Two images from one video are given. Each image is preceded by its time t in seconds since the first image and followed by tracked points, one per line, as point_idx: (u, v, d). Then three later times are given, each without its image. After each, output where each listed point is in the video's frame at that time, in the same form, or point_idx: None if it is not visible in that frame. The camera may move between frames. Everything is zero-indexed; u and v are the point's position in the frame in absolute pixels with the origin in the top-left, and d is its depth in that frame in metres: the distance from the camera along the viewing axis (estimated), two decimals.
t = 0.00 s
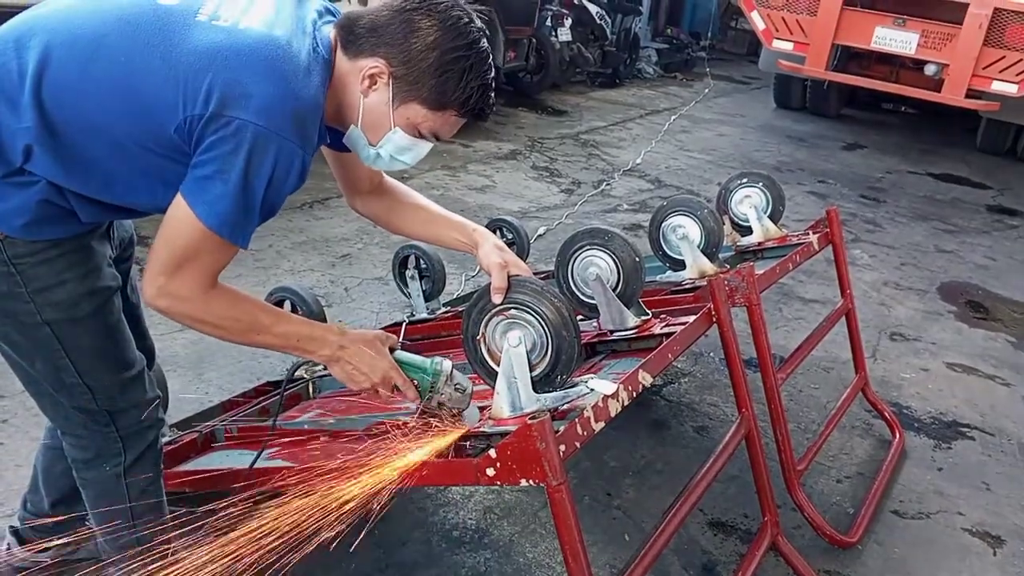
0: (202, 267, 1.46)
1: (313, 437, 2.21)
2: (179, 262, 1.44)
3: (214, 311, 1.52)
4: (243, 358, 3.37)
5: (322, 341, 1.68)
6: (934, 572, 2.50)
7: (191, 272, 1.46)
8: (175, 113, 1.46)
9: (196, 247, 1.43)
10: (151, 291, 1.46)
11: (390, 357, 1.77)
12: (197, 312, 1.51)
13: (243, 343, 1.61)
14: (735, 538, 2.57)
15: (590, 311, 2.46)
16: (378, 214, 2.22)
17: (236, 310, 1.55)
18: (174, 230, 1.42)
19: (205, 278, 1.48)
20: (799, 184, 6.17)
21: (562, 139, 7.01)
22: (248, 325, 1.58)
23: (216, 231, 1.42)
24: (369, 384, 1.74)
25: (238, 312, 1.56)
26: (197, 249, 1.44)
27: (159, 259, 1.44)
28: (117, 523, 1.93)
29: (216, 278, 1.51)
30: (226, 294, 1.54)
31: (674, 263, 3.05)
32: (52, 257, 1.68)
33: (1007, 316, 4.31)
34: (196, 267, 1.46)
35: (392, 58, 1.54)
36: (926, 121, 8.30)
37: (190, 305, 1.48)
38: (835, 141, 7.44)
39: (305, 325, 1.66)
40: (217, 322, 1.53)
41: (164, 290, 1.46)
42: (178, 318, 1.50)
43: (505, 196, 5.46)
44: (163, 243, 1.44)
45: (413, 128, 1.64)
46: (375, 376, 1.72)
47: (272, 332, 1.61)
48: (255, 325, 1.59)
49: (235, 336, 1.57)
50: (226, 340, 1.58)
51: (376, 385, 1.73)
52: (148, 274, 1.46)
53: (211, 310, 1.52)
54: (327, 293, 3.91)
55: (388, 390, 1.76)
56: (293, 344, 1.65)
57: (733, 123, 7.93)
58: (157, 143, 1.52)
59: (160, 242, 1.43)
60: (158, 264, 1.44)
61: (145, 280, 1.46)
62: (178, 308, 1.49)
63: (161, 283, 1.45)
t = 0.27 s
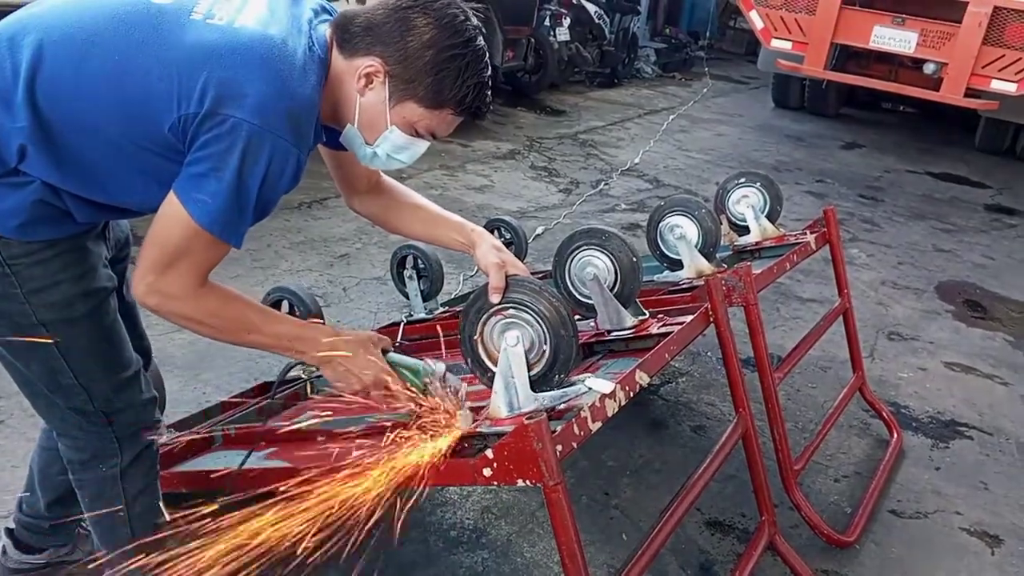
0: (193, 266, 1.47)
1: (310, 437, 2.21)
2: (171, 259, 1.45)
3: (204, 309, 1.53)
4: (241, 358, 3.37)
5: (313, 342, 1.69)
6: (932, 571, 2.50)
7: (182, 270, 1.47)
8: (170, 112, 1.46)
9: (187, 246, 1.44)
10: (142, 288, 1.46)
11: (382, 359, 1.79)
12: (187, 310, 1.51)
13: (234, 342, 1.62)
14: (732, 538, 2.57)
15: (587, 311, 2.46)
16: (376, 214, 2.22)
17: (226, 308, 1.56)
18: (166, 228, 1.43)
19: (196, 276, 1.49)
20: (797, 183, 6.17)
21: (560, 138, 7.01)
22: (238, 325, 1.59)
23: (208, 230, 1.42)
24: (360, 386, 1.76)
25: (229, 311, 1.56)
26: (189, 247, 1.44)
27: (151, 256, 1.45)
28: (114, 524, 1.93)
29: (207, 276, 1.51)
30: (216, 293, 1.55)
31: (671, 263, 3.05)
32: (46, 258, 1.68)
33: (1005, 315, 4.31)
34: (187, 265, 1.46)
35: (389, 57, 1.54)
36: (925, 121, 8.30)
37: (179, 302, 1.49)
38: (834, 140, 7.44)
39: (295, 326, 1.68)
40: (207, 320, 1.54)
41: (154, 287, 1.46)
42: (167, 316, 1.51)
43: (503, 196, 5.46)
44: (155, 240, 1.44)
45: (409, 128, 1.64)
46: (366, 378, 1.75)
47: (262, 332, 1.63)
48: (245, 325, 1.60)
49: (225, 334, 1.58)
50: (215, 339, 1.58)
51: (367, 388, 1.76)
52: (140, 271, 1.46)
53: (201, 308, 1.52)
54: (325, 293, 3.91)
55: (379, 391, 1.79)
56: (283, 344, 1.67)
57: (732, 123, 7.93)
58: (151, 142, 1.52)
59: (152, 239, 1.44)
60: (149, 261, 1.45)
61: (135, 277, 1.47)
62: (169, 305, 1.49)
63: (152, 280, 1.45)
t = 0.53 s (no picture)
0: (184, 266, 1.45)
1: (306, 439, 2.20)
2: (162, 259, 1.43)
3: (196, 310, 1.51)
4: (237, 359, 3.36)
5: (306, 344, 1.67)
6: (931, 571, 2.50)
7: (174, 270, 1.45)
8: (163, 111, 1.45)
9: (179, 245, 1.42)
10: (133, 288, 1.45)
11: (376, 362, 1.76)
12: (179, 310, 1.50)
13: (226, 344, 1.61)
14: (730, 538, 2.57)
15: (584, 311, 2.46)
16: (372, 214, 2.21)
17: (218, 309, 1.54)
18: (158, 227, 1.41)
19: (187, 277, 1.48)
20: (795, 182, 6.16)
21: (557, 138, 7.00)
22: (231, 325, 1.57)
23: (201, 230, 1.41)
24: (354, 388, 1.73)
25: (221, 312, 1.55)
26: (181, 246, 1.43)
27: (142, 256, 1.43)
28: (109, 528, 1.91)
29: (198, 277, 1.50)
30: (208, 294, 1.53)
31: (669, 263, 3.04)
32: (42, 260, 1.67)
33: (1003, 314, 4.31)
34: (178, 265, 1.45)
35: (383, 56, 1.53)
36: (922, 120, 8.30)
37: (170, 303, 1.48)
38: (831, 139, 7.44)
39: (290, 327, 1.65)
40: (199, 321, 1.52)
41: (145, 287, 1.45)
42: (158, 316, 1.50)
43: (500, 196, 5.45)
44: (147, 239, 1.43)
45: (405, 126, 1.63)
46: (360, 380, 1.72)
47: (255, 333, 1.61)
48: (238, 326, 1.58)
49: (217, 336, 1.57)
50: (207, 340, 1.57)
51: (361, 390, 1.73)
52: (130, 270, 1.45)
53: (193, 309, 1.51)
54: (321, 294, 3.90)
55: (373, 395, 1.76)
56: (277, 347, 1.65)
57: (729, 122, 7.92)
58: (145, 142, 1.51)
59: (144, 238, 1.42)
60: (140, 261, 1.43)
61: (125, 278, 1.45)
62: (160, 305, 1.48)
63: (143, 280, 1.44)
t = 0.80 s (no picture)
0: (178, 258, 1.45)
1: (300, 437, 2.19)
2: (156, 251, 1.42)
3: (190, 303, 1.50)
4: (232, 357, 3.35)
5: (301, 339, 1.67)
6: (925, 570, 2.50)
7: (167, 263, 1.44)
8: (157, 102, 1.44)
9: (172, 237, 1.42)
10: (126, 281, 1.43)
11: (371, 357, 1.75)
12: (172, 304, 1.48)
13: (220, 338, 1.60)
14: (725, 536, 2.57)
15: (579, 309, 2.45)
16: (367, 210, 2.21)
17: (211, 303, 1.53)
18: (152, 219, 1.41)
19: (180, 270, 1.47)
20: (790, 181, 6.17)
21: (553, 136, 6.99)
22: (225, 319, 1.56)
23: (195, 220, 1.40)
24: (349, 384, 1.73)
25: (214, 305, 1.54)
26: (174, 238, 1.42)
27: (135, 249, 1.42)
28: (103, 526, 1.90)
29: (192, 270, 1.49)
30: (202, 287, 1.52)
31: (664, 261, 3.04)
32: (36, 257, 1.66)
33: (998, 313, 4.32)
34: (171, 257, 1.44)
35: (379, 48, 1.52)
36: (917, 119, 8.31)
37: (164, 297, 1.46)
38: (826, 138, 7.44)
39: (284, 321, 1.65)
40: (193, 315, 1.51)
41: (138, 281, 1.44)
42: (151, 310, 1.48)
43: (495, 194, 5.45)
44: (140, 232, 1.42)
45: (401, 120, 1.62)
46: (354, 376, 1.72)
47: (249, 327, 1.60)
48: (232, 320, 1.57)
49: (211, 330, 1.56)
50: (201, 334, 1.56)
51: (355, 386, 1.73)
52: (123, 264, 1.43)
53: (187, 302, 1.49)
54: (316, 291, 3.89)
55: (367, 390, 1.75)
56: (271, 341, 1.64)
57: (725, 121, 7.93)
58: (139, 134, 1.50)
59: (137, 231, 1.41)
60: (133, 253, 1.42)
61: (117, 271, 1.44)
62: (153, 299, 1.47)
63: (136, 273, 1.42)
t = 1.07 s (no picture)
0: (187, 257, 1.44)
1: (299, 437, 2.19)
2: (164, 250, 1.42)
3: (201, 301, 1.49)
4: (231, 357, 3.35)
5: (312, 333, 1.64)
6: (924, 570, 2.50)
7: (176, 261, 1.44)
8: (158, 99, 1.44)
9: (179, 235, 1.41)
10: (136, 281, 1.43)
11: (381, 352, 1.74)
12: (183, 302, 1.48)
13: (232, 335, 1.58)
14: (724, 537, 2.57)
15: (578, 309, 2.46)
16: (366, 206, 2.21)
17: (222, 300, 1.52)
18: (158, 218, 1.40)
19: (191, 267, 1.46)
20: (790, 181, 6.17)
21: (552, 136, 6.99)
22: (236, 317, 1.55)
23: (201, 217, 1.40)
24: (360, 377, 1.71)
25: (225, 303, 1.53)
26: (182, 236, 1.41)
27: (143, 248, 1.42)
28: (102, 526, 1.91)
29: (202, 267, 1.48)
30: (212, 285, 1.51)
31: (663, 262, 3.04)
32: (38, 258, 1.66)
33: (997, 313, 4.32)
34: (180, 256, 1.43)
35: (379, 39, 1.49)
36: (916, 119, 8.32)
37: (174, 295, 1.46)
38: (825, 138, 7.45)
39: (295, 316, 1.62)
40: (204, 313, 1.50)
41: (148, 280, 1.43)
42: (163, 309, 1.48)
43: (494, 194, 5.45)
44: (148, 231, 1.41)
45: (403, 112, 1.61)
46: (366, 371, 1.69)
47: (261, 324, 1.58)
48: (244, 317, 1.56)
49: (223, 327, 1.54)
50: (213, 332, 1.55)
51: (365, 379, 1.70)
52: (133, 264, 1.43)
53: (197, 300, 1.49)
54: (316, 292, 3.89)
55: (376, 384, 1.74)
56: (281, 337, 1.62)
57: (724, 121, 7.93)
58: (139, 132, 1.50)
59: (145, 230, 1.41)
60: (141, 253, 1.42)
61: (128, 271, 1.44)
62: (163, 297, 1.46)
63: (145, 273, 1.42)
